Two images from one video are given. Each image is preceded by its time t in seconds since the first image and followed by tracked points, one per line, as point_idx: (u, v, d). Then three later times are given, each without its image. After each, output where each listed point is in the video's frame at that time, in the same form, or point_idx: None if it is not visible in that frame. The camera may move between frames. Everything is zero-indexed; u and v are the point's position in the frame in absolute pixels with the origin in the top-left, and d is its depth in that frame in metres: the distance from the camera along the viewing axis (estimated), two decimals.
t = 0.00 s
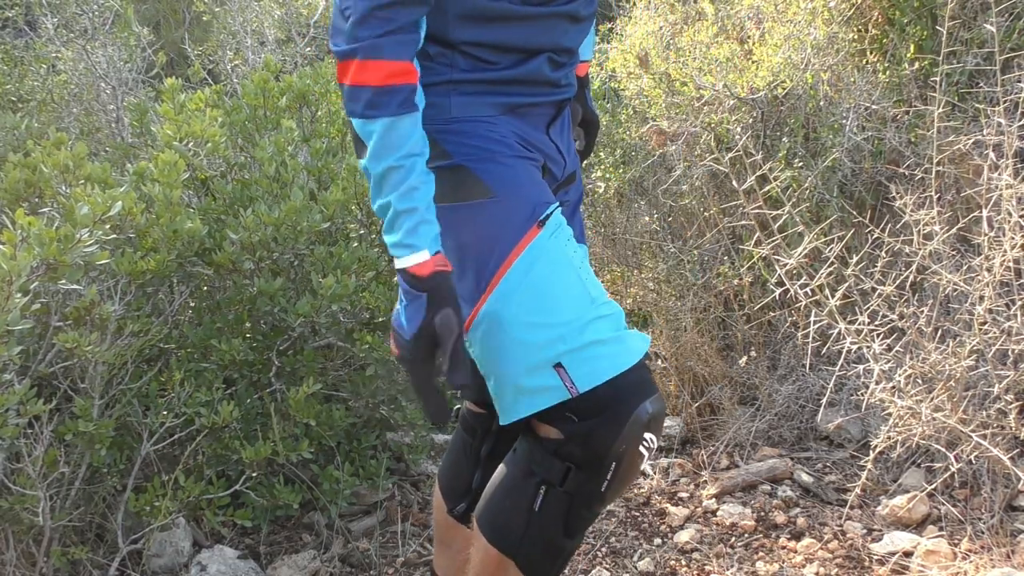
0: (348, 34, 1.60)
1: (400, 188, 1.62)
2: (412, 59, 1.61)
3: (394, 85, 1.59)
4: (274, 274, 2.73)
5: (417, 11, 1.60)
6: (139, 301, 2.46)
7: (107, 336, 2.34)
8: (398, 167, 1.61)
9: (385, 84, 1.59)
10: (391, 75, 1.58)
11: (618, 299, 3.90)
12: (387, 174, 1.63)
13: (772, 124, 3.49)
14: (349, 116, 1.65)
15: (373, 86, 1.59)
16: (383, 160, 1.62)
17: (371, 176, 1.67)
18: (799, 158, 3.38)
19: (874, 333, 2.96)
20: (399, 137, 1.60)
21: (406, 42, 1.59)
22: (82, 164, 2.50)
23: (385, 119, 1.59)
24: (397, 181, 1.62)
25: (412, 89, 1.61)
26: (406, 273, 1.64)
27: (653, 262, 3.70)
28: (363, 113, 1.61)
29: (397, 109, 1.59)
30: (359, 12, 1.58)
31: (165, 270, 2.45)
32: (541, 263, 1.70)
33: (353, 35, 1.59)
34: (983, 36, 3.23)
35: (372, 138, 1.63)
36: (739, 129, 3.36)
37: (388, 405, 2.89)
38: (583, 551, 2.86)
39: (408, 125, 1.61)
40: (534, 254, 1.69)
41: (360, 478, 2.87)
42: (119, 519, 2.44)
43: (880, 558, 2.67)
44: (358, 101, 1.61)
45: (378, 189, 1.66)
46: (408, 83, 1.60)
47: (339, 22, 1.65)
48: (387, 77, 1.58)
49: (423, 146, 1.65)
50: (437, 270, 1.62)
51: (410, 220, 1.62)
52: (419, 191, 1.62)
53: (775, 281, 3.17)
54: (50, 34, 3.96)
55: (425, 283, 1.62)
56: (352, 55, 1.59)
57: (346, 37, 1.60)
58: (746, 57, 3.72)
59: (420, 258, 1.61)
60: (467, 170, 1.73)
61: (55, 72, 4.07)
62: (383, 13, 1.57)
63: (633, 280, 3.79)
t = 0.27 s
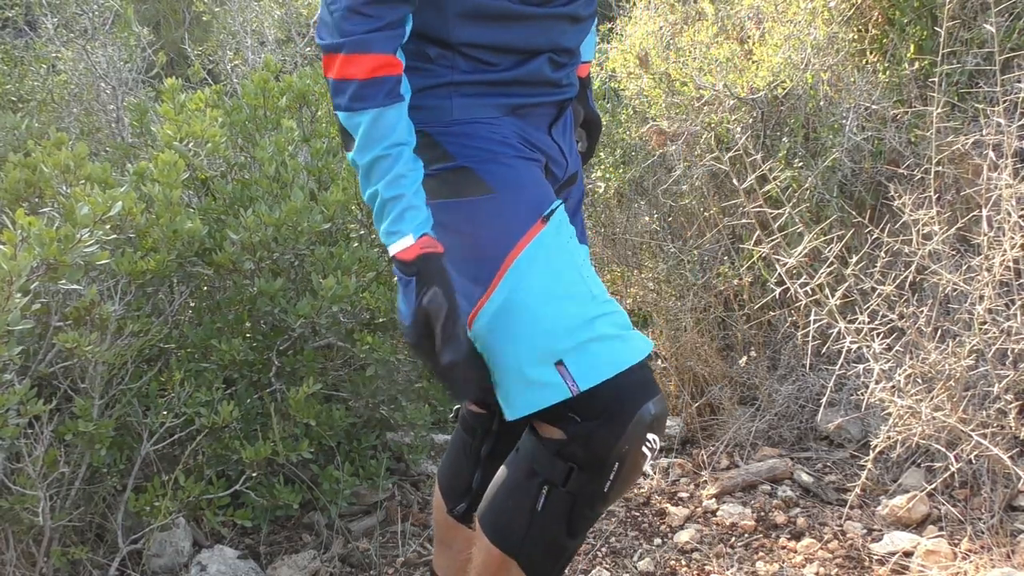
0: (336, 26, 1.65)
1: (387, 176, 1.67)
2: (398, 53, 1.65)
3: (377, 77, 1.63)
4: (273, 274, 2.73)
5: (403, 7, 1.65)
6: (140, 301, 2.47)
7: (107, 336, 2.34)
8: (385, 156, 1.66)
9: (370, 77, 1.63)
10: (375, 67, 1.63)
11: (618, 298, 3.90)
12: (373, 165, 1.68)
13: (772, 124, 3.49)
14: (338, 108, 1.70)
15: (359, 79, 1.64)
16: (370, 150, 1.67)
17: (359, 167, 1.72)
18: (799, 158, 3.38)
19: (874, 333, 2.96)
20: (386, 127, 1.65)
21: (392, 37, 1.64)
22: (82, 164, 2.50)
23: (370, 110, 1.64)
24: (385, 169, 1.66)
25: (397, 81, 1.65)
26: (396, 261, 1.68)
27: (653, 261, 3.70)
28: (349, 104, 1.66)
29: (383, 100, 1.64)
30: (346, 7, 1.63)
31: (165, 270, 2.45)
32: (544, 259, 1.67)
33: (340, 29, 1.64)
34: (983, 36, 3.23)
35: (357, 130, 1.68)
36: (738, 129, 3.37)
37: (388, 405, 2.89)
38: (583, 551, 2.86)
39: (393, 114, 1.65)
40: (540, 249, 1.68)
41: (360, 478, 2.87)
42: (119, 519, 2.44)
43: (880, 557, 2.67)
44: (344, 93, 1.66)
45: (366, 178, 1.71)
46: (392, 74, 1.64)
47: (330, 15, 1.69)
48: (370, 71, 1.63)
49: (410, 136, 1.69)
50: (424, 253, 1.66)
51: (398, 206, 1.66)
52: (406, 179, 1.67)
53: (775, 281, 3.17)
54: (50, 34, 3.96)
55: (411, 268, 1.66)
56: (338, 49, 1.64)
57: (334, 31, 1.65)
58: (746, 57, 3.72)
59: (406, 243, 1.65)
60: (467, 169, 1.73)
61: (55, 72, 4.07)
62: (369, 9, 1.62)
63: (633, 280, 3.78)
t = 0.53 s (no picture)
0: (330, 13, 1.63)
1: (399, 154, 1.62)
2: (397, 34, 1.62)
3: (377, 58, 1.61)
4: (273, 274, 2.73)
5: None
6: (139, 301, 2.47)
7: (107, 336, 2.34)
8: (396, 133, 1.62)
9: (370, 57, 1.61)
10: (374, 48, 1.60)
11: (618, 299, 3.88)
12: (385, 140, 1.63)
13: (772, 124, 3.49)
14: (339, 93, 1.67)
15: (359, 61, 1.61)
16: (379, 131, 1.63)
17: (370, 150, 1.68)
18: (799, 158, 3.38)
19: (874, 333, 2.96)
20: (391, 106, 1.62)
21: (389, 20, 1.61)
22: (82, 164, 2.50)
23: (375, 89, 1.61)
24: (397, 146, 1.62)
25: (399, 59, 1.62)
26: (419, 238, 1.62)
27: (653, 262, 3.70)
28: (352, 87, 1.64)
29: (386, 79, 1.61)
30: None
31: (165, 270, 2.45)
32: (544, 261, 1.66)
33: (332, 14, 1.62)
34: (983, 36, 3.23)
35: (363, 111, 1.64)
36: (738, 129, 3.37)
37: (388, 405, 2.89)
38: (583, 551, 2.86)
39: (400, 92, 1.62)
40: (539, 249, 1.66)
41: (360, 478, 2.87)
42: (119, 519, 2.44)
43: (880, 557, 2.67)
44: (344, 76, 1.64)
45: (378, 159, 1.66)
46: (393, 53, 1.61)
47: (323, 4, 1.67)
48: (370, 51, 1.60)
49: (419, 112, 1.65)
50: (447, 223, 1.61)
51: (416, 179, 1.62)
52: (421, 153, 1.63)
53: (775, 281, 3.17)
54: (50, 34, 3.96)
55: (437, 240, 1.60)
56: (336, 33, 1.61)
57: (329, 17, 1.63)
58: (746, 57, 3.73)
59: (428, 215, 1.61)
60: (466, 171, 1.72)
61: (55, 72, 4.07)
62: None
63: (632, 280, 3.77)
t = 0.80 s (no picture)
0: None
1: (342, 151, 1.67)
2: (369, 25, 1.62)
3: (348, 47, 1.61)
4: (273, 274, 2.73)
5: None
6: (139, 301, 2.47)
7: (107, 336, 2.34)
8: (344, 129, 1.65)
9: (339, 45, 1.60)
10: (345, 37, 1.60)
11: (618, 299, 3.87)
12: (329, 133, 1.66)
13: (772, 124, 3.49)
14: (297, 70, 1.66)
15: (326, 46, 1.60)
16: (329, 120, 1.65)
17: (310, 133, 1.68)
18: (799, 158, 3.38)
19: (874, 333, 2.96)
20: (349, 100, 1.64)
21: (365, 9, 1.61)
22: (82, 164, 2.50)
23: (337, 80, 1.62)
24: (343, 143, 1.66)
25: (365, 54, 1.63)
26: (337, 235, 1.71)
27: (652, 261, 3.70)
28: (312, 70, 1.63)
29: (349, 72, 1.62)
30: None
31: (165, 270, 2.46)
32: (538, 329, 1.67)
33: None
34: (983, 36, 3.23)
35: (317, 96, 1.64)
36: (739, 129, 3.34)
37: (388, 406, 2.89)
38: (583, 551, 2.86)
39: (359, 89, 1.64)
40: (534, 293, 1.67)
41: (360, 478, 2.87)
42: (119, 519, 2.44)
43: (880, 558, 2.67)
44: (308, 57, 1.62)
45: (316, 146, 1.68)
46: (360, 47, 1.62)
47: None
48: (340, 39, 1.60)
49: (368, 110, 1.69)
50: (371, 234, 1.74)
51: (349, 181, 1.68)
52: (362, 156, 1.68)
53: (775, 280, 3.17)
54: (50, 33, 3.96)
55: (362, 247, 1.73)
56: (309, 12, 1.60)
57: None
58: (746, 57, 3.73)
59: (359, 221, 1.71)
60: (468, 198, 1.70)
61: (55, 72, 4.08)
62: None
63: (633, 280, 3.79)
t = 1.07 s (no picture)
0: None
1: (320, 119, 1.67)
2: None
3: (326, 17, 1.61)
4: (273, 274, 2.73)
5: None
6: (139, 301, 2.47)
7: (107, 336, 2.34)
8: (322, 97, 1.65)
9: (318, 14, 1.60)
10: (325, 7, 1.60)
11: (618, 300, 3.87)
12: (307, 101, 1.65)
13: (772, 124, 3.49)
14: (272, 36, 1.64)
15: (307, 15, 1.60)
16: (306, 89, 1.65)
17: (284, 102, 1.68)
18: (799, 158, 3.38)
19: (874, 333, 2.96)
20: (326, 69, 1.64)
21: None
22: (82, 164, 2.50)
23: (315, 49, 1.62)
24: (321, 111, 1.66)
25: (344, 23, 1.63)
26: (315, 203, 1.70)
27: (652, 261, 3.70)
28: (290, 38, 1.62)
29: (328, 41, 1.62)
30: None
31: (165, 270, 2.46)
32: (546, 322, 1.56)
33: None
34: (983, 36, 3.23)
35: (294, 65, 1.63)
36: (738, 129, 3.32)
37: (388, 406, 2.90)
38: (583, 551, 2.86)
39: (336, 58, 1.64)
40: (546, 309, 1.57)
41: (361, 478, 2.87)
42: (119, 519, 2.44)
43: (880, 557, 2.67)
44: (287, 26, 1.62)
45: (292, 115, 1.67)
46: (340, 17, 1.61)
47: None
48: (321, 9, 1.60)
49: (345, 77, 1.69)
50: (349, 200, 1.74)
51: (328, 149, 1.69)
52: (339, 125, 1.69)
53: (775, 280, 3.16)
54: (50, 34, 3.96)
55: (342, 211, 1.72)
56: None
57: None
58: (746, 57, 3.73)
59: (338, 187, 1.71)
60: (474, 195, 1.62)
61: (55, 73, 4.08)
62: None
63: (633, 280, 3.79)
